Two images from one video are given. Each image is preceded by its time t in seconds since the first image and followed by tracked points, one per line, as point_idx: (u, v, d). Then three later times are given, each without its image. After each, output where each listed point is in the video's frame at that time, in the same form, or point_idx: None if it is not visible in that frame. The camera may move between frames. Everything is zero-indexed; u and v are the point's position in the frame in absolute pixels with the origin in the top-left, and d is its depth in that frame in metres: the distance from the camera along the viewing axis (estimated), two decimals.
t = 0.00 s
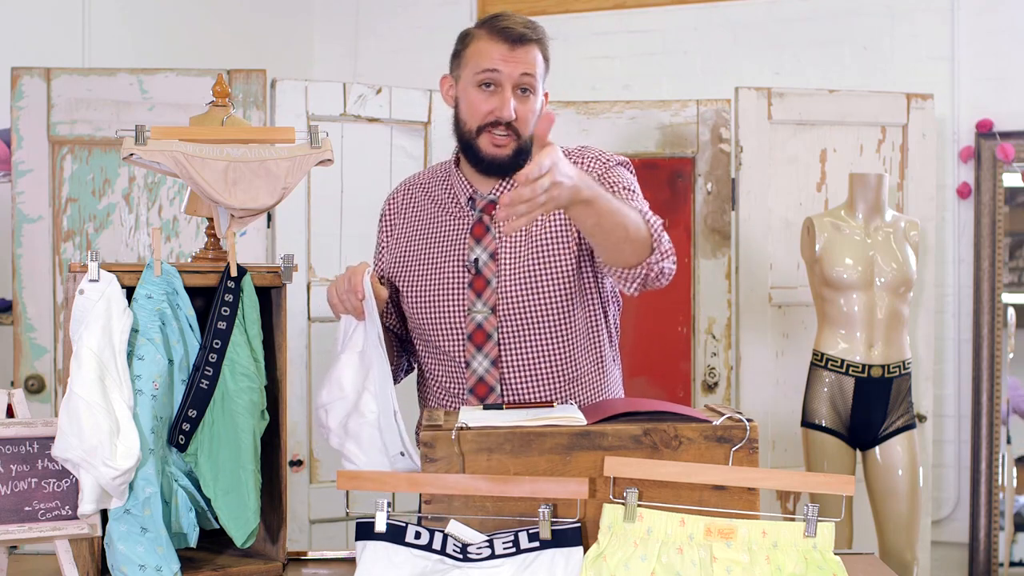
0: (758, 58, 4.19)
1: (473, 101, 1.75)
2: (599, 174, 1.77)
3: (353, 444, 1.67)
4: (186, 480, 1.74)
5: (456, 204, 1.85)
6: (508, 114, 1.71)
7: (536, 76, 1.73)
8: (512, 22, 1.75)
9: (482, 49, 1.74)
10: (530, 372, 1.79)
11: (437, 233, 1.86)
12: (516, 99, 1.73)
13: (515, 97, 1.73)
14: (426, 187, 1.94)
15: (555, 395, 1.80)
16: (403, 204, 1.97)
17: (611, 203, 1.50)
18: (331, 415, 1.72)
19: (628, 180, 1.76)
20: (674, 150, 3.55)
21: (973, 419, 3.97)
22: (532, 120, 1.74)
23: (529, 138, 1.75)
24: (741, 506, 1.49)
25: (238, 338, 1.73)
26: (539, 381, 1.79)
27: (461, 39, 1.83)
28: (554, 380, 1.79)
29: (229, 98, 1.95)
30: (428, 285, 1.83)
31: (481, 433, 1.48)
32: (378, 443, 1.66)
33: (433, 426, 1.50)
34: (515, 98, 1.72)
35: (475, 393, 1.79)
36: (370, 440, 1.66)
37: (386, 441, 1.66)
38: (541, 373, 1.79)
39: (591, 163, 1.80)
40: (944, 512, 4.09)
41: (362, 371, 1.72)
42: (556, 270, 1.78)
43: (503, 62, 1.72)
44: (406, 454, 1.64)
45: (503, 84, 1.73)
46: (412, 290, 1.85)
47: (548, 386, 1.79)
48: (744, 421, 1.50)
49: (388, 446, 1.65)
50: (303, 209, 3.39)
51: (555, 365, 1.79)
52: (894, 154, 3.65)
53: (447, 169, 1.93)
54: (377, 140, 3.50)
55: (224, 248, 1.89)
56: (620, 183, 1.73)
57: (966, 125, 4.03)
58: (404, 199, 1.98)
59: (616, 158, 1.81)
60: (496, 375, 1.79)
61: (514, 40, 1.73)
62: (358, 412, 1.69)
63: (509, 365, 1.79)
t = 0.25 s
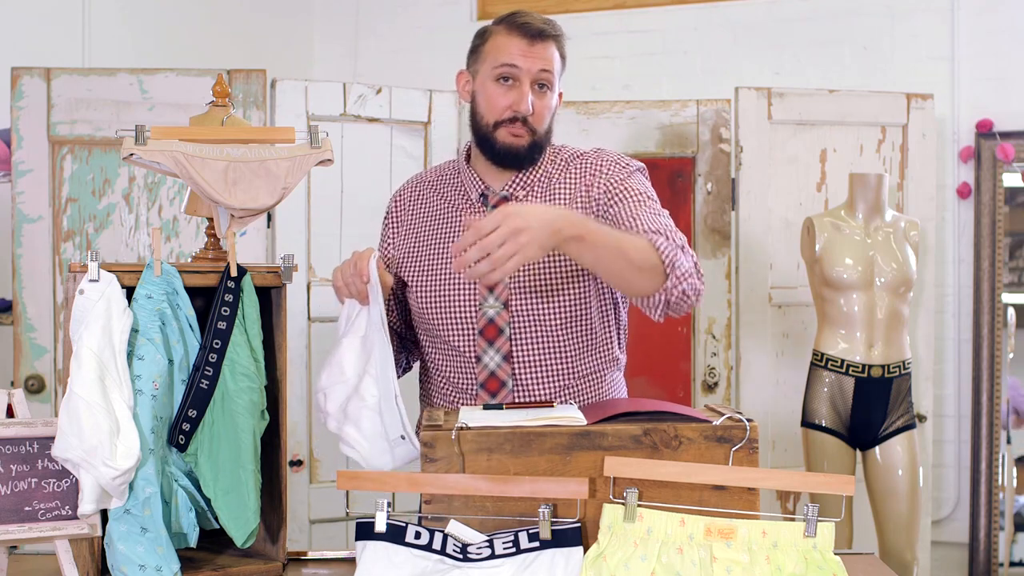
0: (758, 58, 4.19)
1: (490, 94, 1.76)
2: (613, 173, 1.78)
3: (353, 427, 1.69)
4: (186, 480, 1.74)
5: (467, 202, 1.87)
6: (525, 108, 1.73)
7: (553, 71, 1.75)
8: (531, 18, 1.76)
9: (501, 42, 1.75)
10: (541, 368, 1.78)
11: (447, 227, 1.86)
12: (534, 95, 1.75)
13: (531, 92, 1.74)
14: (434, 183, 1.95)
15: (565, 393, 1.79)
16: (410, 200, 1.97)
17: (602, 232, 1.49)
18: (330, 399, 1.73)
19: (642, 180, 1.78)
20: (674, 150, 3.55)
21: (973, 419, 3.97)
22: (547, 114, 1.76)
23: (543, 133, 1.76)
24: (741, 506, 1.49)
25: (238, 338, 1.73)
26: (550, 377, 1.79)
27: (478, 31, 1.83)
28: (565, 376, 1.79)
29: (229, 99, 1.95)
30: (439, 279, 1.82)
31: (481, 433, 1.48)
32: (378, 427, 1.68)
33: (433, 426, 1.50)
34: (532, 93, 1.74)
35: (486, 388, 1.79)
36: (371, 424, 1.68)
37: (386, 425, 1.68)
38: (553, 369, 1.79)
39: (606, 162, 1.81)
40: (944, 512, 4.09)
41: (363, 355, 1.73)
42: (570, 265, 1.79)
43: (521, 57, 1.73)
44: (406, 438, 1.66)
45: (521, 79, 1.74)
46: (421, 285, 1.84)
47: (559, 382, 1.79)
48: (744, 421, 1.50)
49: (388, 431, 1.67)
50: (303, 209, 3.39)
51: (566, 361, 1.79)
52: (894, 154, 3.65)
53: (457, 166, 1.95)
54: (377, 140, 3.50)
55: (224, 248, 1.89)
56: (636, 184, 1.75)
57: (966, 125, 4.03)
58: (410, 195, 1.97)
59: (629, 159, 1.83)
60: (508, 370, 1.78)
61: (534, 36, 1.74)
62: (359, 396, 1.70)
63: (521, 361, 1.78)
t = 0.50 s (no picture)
0: (758, 58, 4.19)
1: (505, 94, 1.78)
2: (621, 178, 1.81)
3: (371, 383, 1.64)
4: (186, 480, 1.74)
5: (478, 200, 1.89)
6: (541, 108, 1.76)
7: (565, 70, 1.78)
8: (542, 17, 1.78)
9: (513, 43, 1.77)
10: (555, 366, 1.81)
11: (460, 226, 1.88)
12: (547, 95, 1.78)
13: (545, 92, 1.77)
14: (443, 183, 1.97)
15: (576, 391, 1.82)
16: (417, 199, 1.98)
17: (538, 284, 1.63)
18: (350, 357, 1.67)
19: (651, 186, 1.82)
20: (674, 150, 3.55)
21: (973, 419, 3.96)
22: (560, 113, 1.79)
23: (557, 131, 1.80)
24: (741, 506, 1.49)
25: (238, 338, 1.73)
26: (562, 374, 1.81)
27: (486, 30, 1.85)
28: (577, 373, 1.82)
29: (229, 98, 1.95)
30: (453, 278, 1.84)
31: (481, 433, 1.48)
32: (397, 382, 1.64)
33: (433, 426, 1.50)
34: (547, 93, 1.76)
35: (501, 385, 1.81)
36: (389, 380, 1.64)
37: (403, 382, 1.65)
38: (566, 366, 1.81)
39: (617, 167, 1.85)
40: (944, 512, 4.09)
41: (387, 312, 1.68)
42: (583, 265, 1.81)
43: (536, 57, 1.75)
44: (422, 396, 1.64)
45: (535, 79, 1.76)
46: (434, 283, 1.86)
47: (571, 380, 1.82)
48: (744, 421, 1.50)
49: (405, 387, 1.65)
50: (303, 209, 3.39)
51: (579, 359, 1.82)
52: (894, 154, 3.65)
53: (465, 166, 1.97)
54: (377, 140, 3.50)
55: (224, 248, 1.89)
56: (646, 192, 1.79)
57: (966, 125, 4.03)
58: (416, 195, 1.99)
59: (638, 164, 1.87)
60: (522, 367, 1.81)
61: (546, 35, 1.76)
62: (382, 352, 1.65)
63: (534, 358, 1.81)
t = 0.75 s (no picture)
0: (758, 58, 4.19)
1: (519, 102, 1.77)
2: (630, 181, 1.83)
3: (391, 351, 1.70)
4: (186, 480, 1.74)
5: (481, 199, 1.88)
6: (555, 116, 1.76)
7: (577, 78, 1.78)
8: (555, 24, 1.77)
9: (526, 49, 1.77)
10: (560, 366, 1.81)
11: (462, 225, 1.88)
12: (562, 100, 1.77)
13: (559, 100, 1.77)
14: (442, 179, 1.95)
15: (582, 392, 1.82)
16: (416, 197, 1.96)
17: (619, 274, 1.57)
18: (356, 336, 1.73)
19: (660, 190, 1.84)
20: (673, 150, 3.55)
21: (973, 419, 3.96)
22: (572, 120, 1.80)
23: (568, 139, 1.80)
24: (741, 506, 1.49)
25: (238, 338, 1.73)
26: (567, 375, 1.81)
27: (494, 36, 1.84)
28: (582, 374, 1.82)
29: (230, 98, 1.95)
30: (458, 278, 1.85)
31: (481, 433, 1.48)
32: (416, 348, 1.70)
33: (433, 426, 1.50)
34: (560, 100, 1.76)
35: (504, 386, 1.81)
36: (408, 348, 1.70)
37: (425, 344, 1.70)
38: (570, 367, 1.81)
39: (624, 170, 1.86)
40: (944, 512, 4.09)
41: (379, 284, 1.73)
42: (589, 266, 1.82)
43: (550, 65, 1.75)
44: (451, 350, 1.69)
45: (549, 85, 1.76)
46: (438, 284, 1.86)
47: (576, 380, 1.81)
48: (744, 421, 1.50)
49: (426, 349, 1.70)
50: (303, 210, 3.39)
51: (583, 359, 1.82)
52: (894, 154, 3.65)
53: (464, 164, 1.95)
54: (377, 140, 3.50)
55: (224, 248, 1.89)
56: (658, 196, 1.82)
57: (966, 125, 4.03)
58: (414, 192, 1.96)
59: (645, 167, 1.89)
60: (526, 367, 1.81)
61: (560, 42, 1.76)
62: (388, 321, 1.71)
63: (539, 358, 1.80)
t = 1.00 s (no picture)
0: (758, 58, 4.19)
1: (524, 105, 1.78)
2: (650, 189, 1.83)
3: (364, 377, 1.71)
4: (186, 480, 1.74)
5: (489, 200, 1.87)
6: (558, 118, 1.76)
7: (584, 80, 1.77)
8: (561, 25, 1.77)
9: (531, 51, 1.77)
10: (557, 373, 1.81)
11: (469, 227, 1.87)
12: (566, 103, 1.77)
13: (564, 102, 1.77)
14: (453, 177, 1.95)
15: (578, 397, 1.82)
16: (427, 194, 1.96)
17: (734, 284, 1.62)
18: (327, 353, 1.71)
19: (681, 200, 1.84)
20: (674, 150, 3.55)
21: (973, 419, 3.96)
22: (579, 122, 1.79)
23: (575, 140, 1.80)
24: (741, 507, 1.49)
25: (238, 338, 1.73)
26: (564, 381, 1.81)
27: (503, 38, 1.85)
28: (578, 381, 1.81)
29: (229, 98, 1.95)
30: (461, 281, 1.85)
31: (481, 433, 1.48)
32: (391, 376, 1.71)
33: (433, 426, 1.50)
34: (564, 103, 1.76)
35: (501, 391, 1.81)
36: (382, 375, 1.71)
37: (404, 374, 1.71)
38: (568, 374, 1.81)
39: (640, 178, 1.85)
40: (944, 512, 4.09)
41: (366, 307, 1.74)
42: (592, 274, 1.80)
43: (555, 67, 1.75)
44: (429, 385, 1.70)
45: (553, 87, 1.76)
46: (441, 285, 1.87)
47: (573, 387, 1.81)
48: (744, 421, 1.50)
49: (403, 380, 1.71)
50: (303, 210, 3.38)
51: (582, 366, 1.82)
52: (894, 154, 3.65)
53: (476, 161, 1.95)
54: (377, 140, 3.50)
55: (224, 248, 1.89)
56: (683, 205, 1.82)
57: (966, 125, 4.03)
58: (427, 188, 1.97)
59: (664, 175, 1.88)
60: (523, 374, 1.80)
61: (565, 44, 1.75)
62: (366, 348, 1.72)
63: (536, 365, 1.80)
